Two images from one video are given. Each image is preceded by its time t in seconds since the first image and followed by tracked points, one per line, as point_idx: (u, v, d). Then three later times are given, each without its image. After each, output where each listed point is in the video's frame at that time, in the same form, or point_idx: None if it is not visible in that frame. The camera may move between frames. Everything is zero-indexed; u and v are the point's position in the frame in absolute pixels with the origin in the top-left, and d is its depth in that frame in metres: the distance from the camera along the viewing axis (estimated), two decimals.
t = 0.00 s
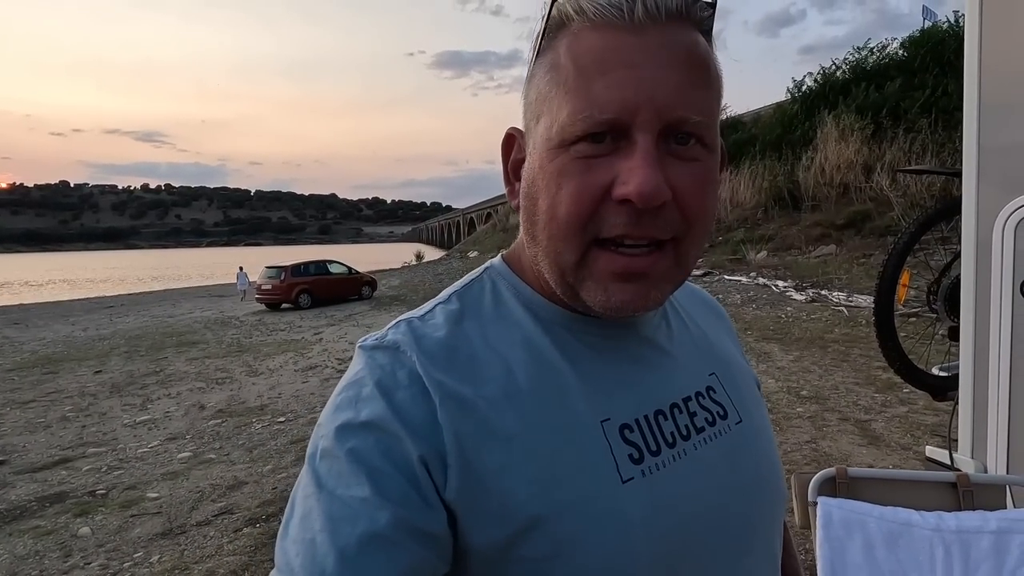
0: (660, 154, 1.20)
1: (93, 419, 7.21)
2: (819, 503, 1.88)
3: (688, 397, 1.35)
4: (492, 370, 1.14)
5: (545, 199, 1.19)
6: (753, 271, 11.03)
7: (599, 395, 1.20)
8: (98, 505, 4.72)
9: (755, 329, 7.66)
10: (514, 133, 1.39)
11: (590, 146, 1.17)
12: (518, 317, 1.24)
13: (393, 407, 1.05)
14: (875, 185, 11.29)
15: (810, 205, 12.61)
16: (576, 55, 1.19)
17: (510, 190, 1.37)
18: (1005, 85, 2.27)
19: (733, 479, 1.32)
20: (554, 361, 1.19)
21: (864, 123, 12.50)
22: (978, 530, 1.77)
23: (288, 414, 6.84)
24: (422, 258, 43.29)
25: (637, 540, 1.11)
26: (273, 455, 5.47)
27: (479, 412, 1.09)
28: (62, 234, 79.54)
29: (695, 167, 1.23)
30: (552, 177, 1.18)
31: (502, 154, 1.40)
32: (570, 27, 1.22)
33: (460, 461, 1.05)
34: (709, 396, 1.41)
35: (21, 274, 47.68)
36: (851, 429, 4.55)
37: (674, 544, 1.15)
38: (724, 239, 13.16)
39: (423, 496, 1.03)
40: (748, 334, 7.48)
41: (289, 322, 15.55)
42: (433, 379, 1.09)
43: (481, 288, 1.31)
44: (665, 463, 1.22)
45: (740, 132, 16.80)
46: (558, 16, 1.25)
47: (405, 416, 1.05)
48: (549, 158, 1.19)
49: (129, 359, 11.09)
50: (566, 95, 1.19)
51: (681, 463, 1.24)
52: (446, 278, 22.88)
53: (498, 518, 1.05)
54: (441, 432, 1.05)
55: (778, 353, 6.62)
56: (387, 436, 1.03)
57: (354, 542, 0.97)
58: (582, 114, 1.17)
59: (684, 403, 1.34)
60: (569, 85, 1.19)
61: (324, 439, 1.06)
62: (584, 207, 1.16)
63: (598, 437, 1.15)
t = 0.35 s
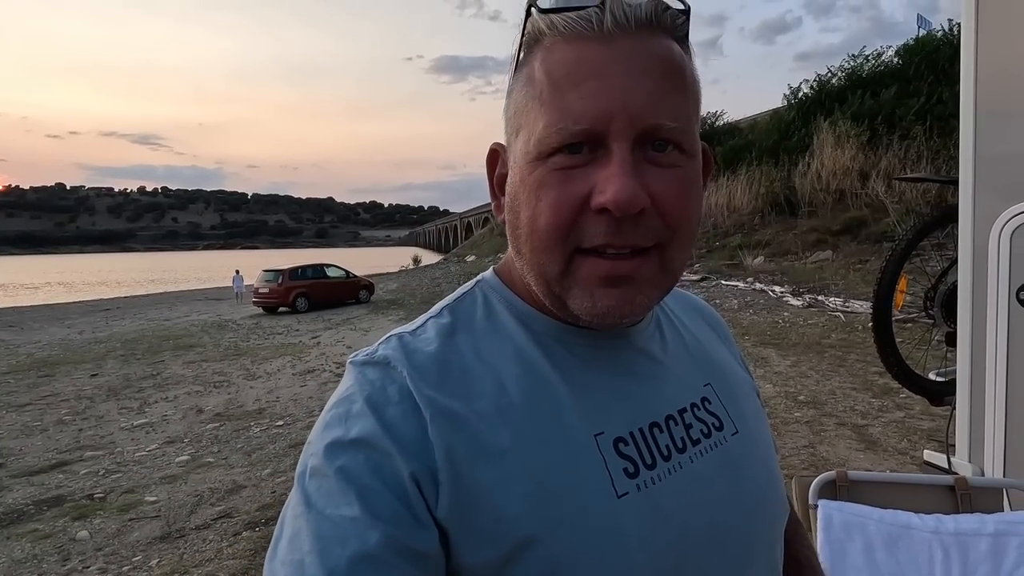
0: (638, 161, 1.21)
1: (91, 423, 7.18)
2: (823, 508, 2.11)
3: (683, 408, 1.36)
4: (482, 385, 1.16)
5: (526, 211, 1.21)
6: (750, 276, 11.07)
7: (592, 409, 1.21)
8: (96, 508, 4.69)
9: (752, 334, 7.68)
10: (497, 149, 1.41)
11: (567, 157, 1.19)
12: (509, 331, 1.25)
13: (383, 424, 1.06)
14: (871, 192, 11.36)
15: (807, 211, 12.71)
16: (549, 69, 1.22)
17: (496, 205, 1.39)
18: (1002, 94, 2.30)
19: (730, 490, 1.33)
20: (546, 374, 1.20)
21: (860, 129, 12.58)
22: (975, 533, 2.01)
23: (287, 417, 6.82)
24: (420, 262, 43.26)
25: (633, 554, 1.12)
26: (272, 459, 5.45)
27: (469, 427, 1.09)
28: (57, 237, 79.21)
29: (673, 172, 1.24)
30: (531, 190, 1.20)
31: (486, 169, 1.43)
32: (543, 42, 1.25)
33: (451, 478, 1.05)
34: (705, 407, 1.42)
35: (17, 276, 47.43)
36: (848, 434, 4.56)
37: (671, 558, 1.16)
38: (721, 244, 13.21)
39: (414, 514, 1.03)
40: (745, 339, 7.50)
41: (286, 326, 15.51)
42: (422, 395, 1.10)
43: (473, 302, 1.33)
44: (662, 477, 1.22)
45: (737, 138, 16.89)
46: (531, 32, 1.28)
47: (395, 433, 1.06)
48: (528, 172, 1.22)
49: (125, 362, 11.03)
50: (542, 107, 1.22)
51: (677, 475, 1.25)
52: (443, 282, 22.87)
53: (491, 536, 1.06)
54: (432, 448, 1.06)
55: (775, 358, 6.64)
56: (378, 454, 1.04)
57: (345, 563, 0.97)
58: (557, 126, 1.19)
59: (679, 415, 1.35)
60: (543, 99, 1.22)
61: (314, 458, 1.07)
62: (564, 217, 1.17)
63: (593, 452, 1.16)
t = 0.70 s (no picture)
0: (671, 172, 1.23)
1: (86, 426, 7.13)
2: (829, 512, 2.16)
3: (680, 411, 1.36)
4: (476, 395, 1.16)
5: (556, 213, 1.19)
6: (747, 281, 11.12)
7: (587, 415, 1.20)
8: (92, 512, 4.66)
9: (749, 339, 7.69)
10: (499, 146, 1.38)
11: (604, 162, 1.18)
12: (502, 339, 1.26)
13: (372, 436, 1.07)
14: (867, 197, 11.43)
15: (803, 216, 12.79)
16: (589, 71, 1.20)
17: (497, 206, 1.37)
18: (1004, 102, 2.32)
19: (728, 492, 1.32)
20: (540, 381, 1.20)
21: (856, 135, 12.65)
22: (980, 537, 2.03)
23: (284, 421, 6.79)
24: (417, 266, 43.21)
25: (629, 561, 1.11)
26: (270, 463, 5.42)
27: (462, 437, 1.10)
28: (52, 239, 78.82)
29: (699, 185, 1.27)
30: (564, 193, 1.18)
31: (486, 166, 1.39)
32: (579, 43, 1.24)
33: (442, 491, 1.05)
34: (703, 408, 1.41)
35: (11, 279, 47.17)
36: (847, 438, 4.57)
37: (667, 564, 1.15)
38: (719, 249, 13.25)
39: (404, 527, 1.04)
40: (743, 344, 7.52)
41: (282, 329, 15.47)
42: (414, 406, 1.10)
43: (465, 310, 1.34)
44: (659, 481, 1.22)
45: (733, 143, 16.96)
46: (566, 31, 1.26)
47: (384, 444, 1.07)
48: (560, 174, 1.20)
49: (121, 365, 10.98)
50: (579, 108, 1.20)
51: (675, 479, 1.24)
52: (440, 286, 22.85)
53: (483, 546, 1.06)
54: (422, 458, 1.06)
55: (773, 363, 6.65)
56: (366, 467, 1.05)
57: None
58: (597, 129, 1.18)
59: (677, 417, 1.34)
60: (582, 99, 1.20)
61: (302, 471, 1.08)
62: (599, 224, 1.16)
63: (587, 458, 1.15)
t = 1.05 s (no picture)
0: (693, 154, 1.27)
1: (76, 429, 7.06)
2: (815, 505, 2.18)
3: (668, 396, 1.36)
4: (468, 378, 1.16)
5: (587, 187, 1.19)
6: (741, 285, 11.17)
7: (577, 398, 1.20)
8: (81, 515, 4.62)
9: (743, 342, 7.72)
10: (509, 117, 1.33)
11: (637, 138, 1.20)
12: (491, 323, 1.26)
13: (357, 421, 1.07)
14: (859, 203, 11.51)
15: (797, 221, 12.87)
16: (627, 46, 1.22)
17: (503, 179, 1.34)
18: (990, 103, 2.34)
19: (714, 475, 1.33)
20: (530, 365, 1.20)
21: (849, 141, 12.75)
22: (966, 531, 2.03)
23: (277, 424, 6.76)
24: (412, 270, 43.16)
25: (615, 545, 1.12)
26: (262, 465, 5.40)
27: (453, 421, 1.10)
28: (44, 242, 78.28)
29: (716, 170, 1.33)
30: (598, 166, 1.19)
31: (498, 136, 1.34)
32: (615, 17, 1.24)
33: (431, 475, 1.06)
34: (691, 393, 1.42)
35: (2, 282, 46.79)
36: (839, 440, 4.59)
37: (653, 548, 1.16)
38: (713, 253, 13.31)
39: (391, 512, 1.04)
40: (737, 348, 7.54)
41: (276, 333, 15.40)
42: (405, 390, 1.11)
43: (453, 294, 1.34)
44: (648, 464, 1.22)
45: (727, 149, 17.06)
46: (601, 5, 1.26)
47: (371, 429, 1.07)
48: (594, 146, 1.19)
49: (112, 369, 10.89)
50: (616, 82, 1.21)
51: (662, 462, 1.25)
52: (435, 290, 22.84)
53: (471, 531, 1.07)
54: (411, 442, 1.07)
55: (767, 366, 6.68)
56: (351, 453, 1.05)
57: (320, 565, 0.98)
58: (634, 104, 1.20)
59: (665, 401, 1.35)
60: (619, 72, 1.21)
61: (289, 457, 1.09)
62: (631, 200, 1.18)
63: (574, 442, 1.16)
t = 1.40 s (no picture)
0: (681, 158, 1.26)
1: (55, 436, 6.95)
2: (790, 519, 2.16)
3: (666, 411, 1.36)
4: (466, 387, 1.15)
5: (573, 196, 1.18)
6: (729, 290, 11.22)
7: (576, 411, 1.19)
8: (55, 526, 4.53)
9: (730, 348, 7.74)
10: (506, 132, 1.34)
11: (622, 144, 1.19)
12: (492, 332, 1.26)
13: (357, 427, 1.05)
14: (846, 209, 11.62)
15: (785, 227, 12.95)
16: (610, 53, 1.21)
17: (499, 192, 1.34)
18: (958, 117, 2.35)
19: (712, 494, 1.32)
20: (528, 376, 1.19)
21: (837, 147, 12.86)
22: (937, 546, 2.05)
23: (260, 431, 6.69)
24: (404, 273, 43.01)
25: (610, 562, 1.10)
26: (243, 473, 5.33)
27: (451, 430, 1.08)
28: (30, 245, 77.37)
29: (707, 173, 1.31)
30: (584, 173, 1.18)
31: (495, 150, 1.35)
32: (599, 26, 1.25)
33: (428, 485, 1.04)
34: (689, 410, 1.41)
35: None
36: (823, 447, 4.61)
37: (649, 564, 1.15)
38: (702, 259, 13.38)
39: (389, 521, 1.03)
40: (724, 353, 7.56)
41: (264, 337, 15.27)
42: (404, 398, 1.09)
43: (454, 302, 1.33)
44: (645, 480, 1.21)
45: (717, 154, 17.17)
46: (585, 16, 1.27)
47: (370, 436, 1.05)
48: (579, 154, 1.19)
49: (95, 374, 10.75)
50: (599, 90, 1.21)
51: (660, 479, 1.24)
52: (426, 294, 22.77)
53: (467, 539, 1.06)
54: (409, 451, 1.05)
55: (753, 371, 6.70)
56: (350, 459, 1.04)
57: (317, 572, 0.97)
58: (617, 111, 1.19)
59: (664, 416, 1.35)
60: (602, 79, 1.21)
61: (287, 461, 1.07)
62: (618, 205, 1.17)
63: (573, 455, 1.14)
